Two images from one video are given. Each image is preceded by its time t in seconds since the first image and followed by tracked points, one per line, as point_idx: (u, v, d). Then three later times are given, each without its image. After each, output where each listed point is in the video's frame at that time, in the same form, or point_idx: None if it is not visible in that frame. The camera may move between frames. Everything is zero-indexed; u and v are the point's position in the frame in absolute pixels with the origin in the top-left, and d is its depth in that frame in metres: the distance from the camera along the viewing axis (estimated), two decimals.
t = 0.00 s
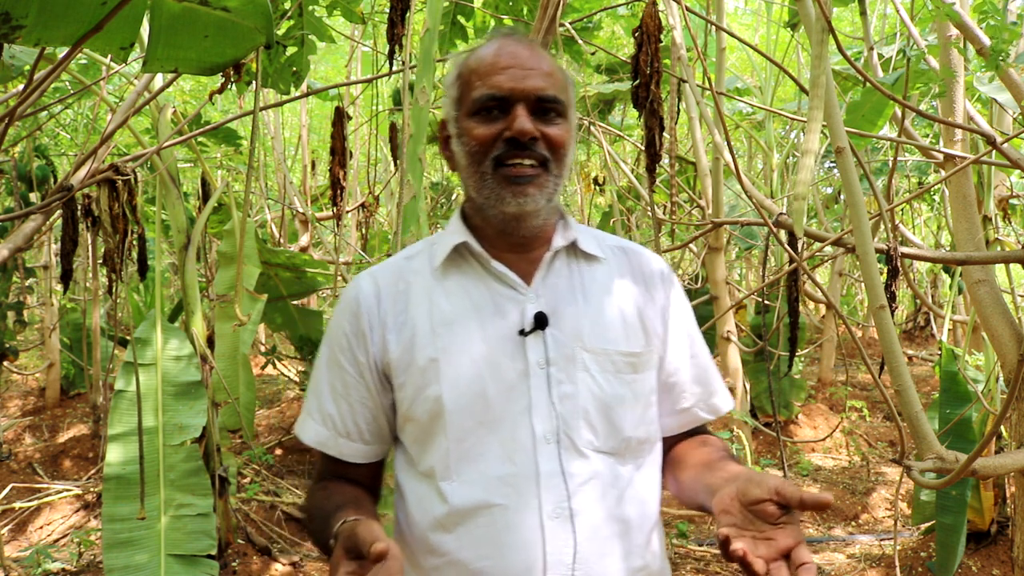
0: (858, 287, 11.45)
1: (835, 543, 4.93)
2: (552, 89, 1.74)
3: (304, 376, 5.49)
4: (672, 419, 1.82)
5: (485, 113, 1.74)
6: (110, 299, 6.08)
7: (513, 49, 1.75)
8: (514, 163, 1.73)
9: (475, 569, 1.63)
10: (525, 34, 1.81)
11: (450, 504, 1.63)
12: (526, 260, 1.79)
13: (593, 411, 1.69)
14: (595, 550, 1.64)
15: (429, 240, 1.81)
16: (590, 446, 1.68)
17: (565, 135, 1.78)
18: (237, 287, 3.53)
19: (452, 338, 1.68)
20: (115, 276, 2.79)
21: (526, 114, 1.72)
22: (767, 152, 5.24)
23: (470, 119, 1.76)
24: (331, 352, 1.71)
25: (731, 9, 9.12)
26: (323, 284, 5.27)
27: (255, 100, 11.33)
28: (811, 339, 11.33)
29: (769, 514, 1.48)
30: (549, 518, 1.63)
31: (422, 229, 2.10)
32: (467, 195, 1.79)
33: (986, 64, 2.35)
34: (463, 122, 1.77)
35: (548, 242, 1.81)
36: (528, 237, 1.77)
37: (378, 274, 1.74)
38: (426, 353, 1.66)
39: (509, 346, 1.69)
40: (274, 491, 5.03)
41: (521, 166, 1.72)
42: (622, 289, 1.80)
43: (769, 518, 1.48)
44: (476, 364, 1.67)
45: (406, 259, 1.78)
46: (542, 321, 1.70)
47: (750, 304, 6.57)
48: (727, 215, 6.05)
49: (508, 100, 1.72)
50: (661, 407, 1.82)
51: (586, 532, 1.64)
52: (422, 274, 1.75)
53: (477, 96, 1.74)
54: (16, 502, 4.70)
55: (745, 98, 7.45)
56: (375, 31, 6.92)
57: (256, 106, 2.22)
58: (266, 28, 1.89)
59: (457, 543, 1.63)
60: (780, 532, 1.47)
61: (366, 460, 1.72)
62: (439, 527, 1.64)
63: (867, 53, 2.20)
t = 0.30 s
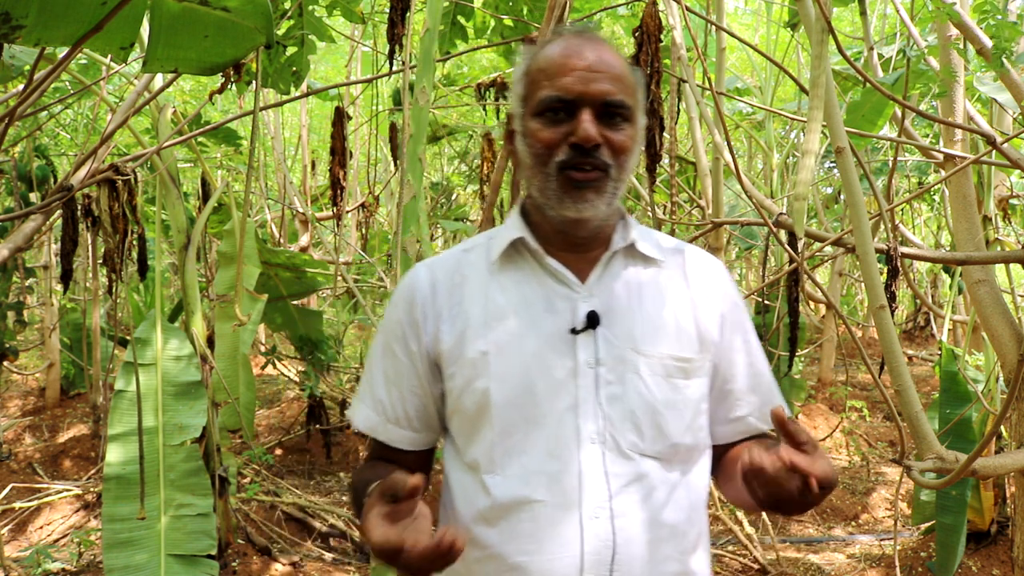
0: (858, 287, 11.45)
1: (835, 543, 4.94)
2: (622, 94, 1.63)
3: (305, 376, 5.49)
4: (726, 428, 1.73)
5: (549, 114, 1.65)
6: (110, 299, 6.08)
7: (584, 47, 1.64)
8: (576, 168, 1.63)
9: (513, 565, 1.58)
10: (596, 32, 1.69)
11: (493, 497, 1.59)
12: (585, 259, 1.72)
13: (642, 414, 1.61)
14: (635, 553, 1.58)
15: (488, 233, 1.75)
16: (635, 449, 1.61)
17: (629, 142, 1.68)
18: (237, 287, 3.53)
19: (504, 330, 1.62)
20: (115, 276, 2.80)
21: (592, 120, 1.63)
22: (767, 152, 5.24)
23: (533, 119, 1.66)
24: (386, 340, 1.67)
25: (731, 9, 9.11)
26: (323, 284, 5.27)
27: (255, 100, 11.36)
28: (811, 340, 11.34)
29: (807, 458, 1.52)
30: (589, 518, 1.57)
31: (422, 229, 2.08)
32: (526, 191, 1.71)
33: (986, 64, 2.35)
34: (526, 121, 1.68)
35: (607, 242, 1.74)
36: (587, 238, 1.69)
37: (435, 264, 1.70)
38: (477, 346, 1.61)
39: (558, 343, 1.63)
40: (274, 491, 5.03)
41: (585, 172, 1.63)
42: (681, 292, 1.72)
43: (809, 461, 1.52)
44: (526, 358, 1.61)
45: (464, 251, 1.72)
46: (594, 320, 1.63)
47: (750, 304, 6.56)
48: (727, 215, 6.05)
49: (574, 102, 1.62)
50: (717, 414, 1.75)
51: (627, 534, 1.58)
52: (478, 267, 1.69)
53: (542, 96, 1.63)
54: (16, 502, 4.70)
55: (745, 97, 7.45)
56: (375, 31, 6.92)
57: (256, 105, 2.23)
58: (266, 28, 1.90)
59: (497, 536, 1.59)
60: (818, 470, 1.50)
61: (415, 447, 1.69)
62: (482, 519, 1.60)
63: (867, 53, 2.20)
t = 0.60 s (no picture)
0: (858, 287, 11.44)
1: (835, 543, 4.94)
2: (660, 95, 1.78)
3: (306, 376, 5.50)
4: (766, 442, 1.83)
5: (591, 117, 1.82)
6: (110, 299, 6.08)
7: (624, 51, 1.80)
8: (616, 170, 1.80)
9: (532, 559, 1.70)
10: (641, 34, 1.85)
11: (516, 492, 1.72)
12: (626, 262, 1.88)
13: (666, 422, 1.72)
14: (647, 558, 1.68)
15: (536, 230, 1.92)
16: (658, 457, 1.71)
17: (671, 142, 1.82)
18: (237, 287, 3.54)
19: (539, 331, 1.77)
20: (115, 276, 2.80)
21: (631, 121, 1.79)
22: (767, 152, 5.24)
23: (578, 122, 1.84)
24: (430, 331, 1.86)
25: (731, 9, 9.12)
26: (324, 284, 5.28)
27: (255, 100, 11.36)
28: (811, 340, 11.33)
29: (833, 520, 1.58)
30: (605, 520, 1.68)
31: (422, 228, 2.08)
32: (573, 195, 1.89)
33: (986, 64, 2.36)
34: (571, 125, 1.86)
35: (652, 245, 1.88)
36: (630, 240, 1.85)
37: (483, 260, 1.88)
38: (513, 342, 1.77)
39: (590, 346, 1.77)
40: (274, 491, 5.03)
41: (624, 173, 1.80)
42: (721, 305, 1.82)
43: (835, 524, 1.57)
44: (558, 359, 1.75)
45: (510, 247, 1.91)
46: (628, 325, 1.75)
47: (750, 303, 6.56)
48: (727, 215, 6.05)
49: (614, 105, 1.79)
50: (759, 427, 1.84)
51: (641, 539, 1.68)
52: (522, 265, 1.86)
53: (585, 99, 1.81)
54: (16, 501, 4.70)
55: (745, 97, 7.45)
56: (376, 31, 6.92)
57: (256, 105, 2.23)
58: (266, 28, 1.90)
59: (520, 530, 1.71)
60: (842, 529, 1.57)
61: (452, 437, 1.88)
62: (506, 513, 1.74)
63: (866, 54, 2.20)
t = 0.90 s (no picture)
0: (858, 287, 11.45)
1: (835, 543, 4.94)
2: (630, 91, 1.74)
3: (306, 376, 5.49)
4: (754, 447, 1.78)
5: (565, 119, 1.80)
6: (110, 299, 6.08)
7: (597, 52, 1.78)
8: (588, 168, 1.76)
9: (513, 561, 1.66)
10: (623, 34, 1.81)
11: (500, 492, 1.68)
12: (615, 262, 1.84)
13: (652, 424, 1.68)
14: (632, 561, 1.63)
15: (528, 231, 1.88)
16: (643, 459, 1.67)
17: (646, 139, 1.77)
18: (237, 287, 3.54)
19: (526, 329, 1.73)
20: (115, 276, 2.80)
21: (601, 119, 1.75)
22: (767, 152, 5.24)
23: (554, 125, 1.82)
24: (420, 330, 1.82)
25: (731, 9, 9.12)
26: (324, 284, 5.27)
27: (255, 100, 11.35)
28: (811, 340, 11.33)
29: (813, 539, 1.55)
30: (588, 520, 1.64)
31: (422, 229, 2.08)
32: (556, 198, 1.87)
33: (986, 64, 2.36)
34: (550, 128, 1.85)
35: (641, 247, 1.84)
36: (617, 240, 1.81)
37: (474, 258, 1.83)
38: (499, 341, 1.72)
39: (577, 345, 1.72)
40: (274, 491, 5.03)
41: (596, 171, 1.75)
42: (709, 306, 1.77)
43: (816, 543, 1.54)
44: (544, 358, 1.71)
45: (503, 247, 1.85)
46: (615, 325, 1.71)
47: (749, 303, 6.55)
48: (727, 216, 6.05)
49: (586, 104, 1.76)
50: (746, 432, 1.79)
51: (624, 541, 1.63)
52: (512, 263, 1.81)
53: (559, 101, 1.79)
54: (16, 501, 4.70)
55: (745, 97, 7.45)
56: (376, 31, 6.92)
57: (256, 105, 2.23)
58: (267, 28, 1.90)
59: (502, 531, 1.68)
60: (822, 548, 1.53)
61: (439, 436, 1.82)
62: (489, 513, 1.70)
63: (866, 53, 2.20)
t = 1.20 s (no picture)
0: (858, 287, 11.46)
1: (835, 543, 4.94)
2: (571, 90, 1.69)
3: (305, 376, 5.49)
4: (729, 444, 1.73)
5: (514, 125, 1.78)
6: (110, 299, 6.09)
7: (543, 55, 1.74)
8: (532, 171, 1.72)
9: (485, 562, 1.63)
10: (576, 34, 1.77)
11: (471, 495, 1.65)
12: (583, 261, 1.77)
13: (622, 421, 1.64)
14: (605, 562, 1.59)
15: (497, 235, 1.84)
16: (613, 457, 1.63)
17: (593, 137, 1.70)
18: (237, 287, 3.54)
19: (494, 330, 1.70)
20: (115, 276, 2.80)
21: (542, 121, 1.71)
22: (767, 152, 5.24)
23: (507, 131, 1.80)
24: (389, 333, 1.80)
25: (731, 9, 9.13)
26: (323, 284, 5.28)
27: (255, 100, 11.36)
28: (811, 340, 11.34)
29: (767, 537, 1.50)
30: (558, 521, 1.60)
31: (422, 229, 2.09)
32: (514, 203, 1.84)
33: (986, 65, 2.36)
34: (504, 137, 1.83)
35: (609, 245, 1.77)
36: (579, 240, 1.74)
37: (444, 262, 1.80)
38: (468, 343, 1.69)
39: (545, 344, 1.69)
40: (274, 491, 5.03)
41: (541, 173, 1.70)
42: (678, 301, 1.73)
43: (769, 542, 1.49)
44: (513, 358, 1.68)
45: (473, 250, 1.81)
46: (581, 323, 1.67)
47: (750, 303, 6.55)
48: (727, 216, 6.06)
49: (529, 107, 1.73)
50: (721, 429, 1.74)
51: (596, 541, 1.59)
52: (482, 265, 1.78)
53: (507, 107, 1.78)
54: (16, 502, 4.69)
55: (745, 98, 7.45)
56: (376, 31, 6.93)
57: (256, 105, 2.23)
58: (266, 28, 1.90)
59: (475, 533, 1.65)
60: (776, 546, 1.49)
61: (404, 441, 1.79)
62: (461, 516, 1.67)
63: (866, 53, 2.20)
